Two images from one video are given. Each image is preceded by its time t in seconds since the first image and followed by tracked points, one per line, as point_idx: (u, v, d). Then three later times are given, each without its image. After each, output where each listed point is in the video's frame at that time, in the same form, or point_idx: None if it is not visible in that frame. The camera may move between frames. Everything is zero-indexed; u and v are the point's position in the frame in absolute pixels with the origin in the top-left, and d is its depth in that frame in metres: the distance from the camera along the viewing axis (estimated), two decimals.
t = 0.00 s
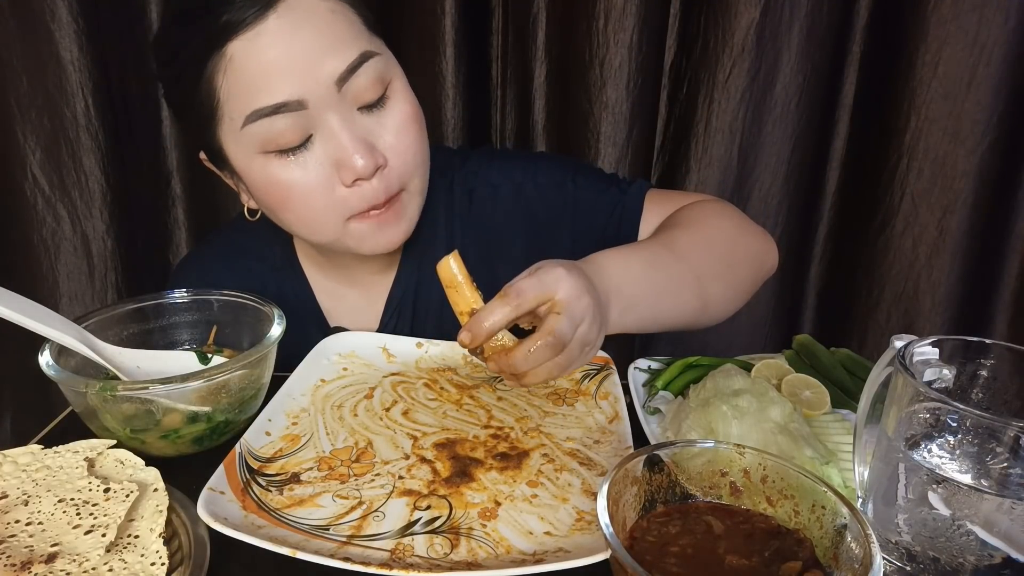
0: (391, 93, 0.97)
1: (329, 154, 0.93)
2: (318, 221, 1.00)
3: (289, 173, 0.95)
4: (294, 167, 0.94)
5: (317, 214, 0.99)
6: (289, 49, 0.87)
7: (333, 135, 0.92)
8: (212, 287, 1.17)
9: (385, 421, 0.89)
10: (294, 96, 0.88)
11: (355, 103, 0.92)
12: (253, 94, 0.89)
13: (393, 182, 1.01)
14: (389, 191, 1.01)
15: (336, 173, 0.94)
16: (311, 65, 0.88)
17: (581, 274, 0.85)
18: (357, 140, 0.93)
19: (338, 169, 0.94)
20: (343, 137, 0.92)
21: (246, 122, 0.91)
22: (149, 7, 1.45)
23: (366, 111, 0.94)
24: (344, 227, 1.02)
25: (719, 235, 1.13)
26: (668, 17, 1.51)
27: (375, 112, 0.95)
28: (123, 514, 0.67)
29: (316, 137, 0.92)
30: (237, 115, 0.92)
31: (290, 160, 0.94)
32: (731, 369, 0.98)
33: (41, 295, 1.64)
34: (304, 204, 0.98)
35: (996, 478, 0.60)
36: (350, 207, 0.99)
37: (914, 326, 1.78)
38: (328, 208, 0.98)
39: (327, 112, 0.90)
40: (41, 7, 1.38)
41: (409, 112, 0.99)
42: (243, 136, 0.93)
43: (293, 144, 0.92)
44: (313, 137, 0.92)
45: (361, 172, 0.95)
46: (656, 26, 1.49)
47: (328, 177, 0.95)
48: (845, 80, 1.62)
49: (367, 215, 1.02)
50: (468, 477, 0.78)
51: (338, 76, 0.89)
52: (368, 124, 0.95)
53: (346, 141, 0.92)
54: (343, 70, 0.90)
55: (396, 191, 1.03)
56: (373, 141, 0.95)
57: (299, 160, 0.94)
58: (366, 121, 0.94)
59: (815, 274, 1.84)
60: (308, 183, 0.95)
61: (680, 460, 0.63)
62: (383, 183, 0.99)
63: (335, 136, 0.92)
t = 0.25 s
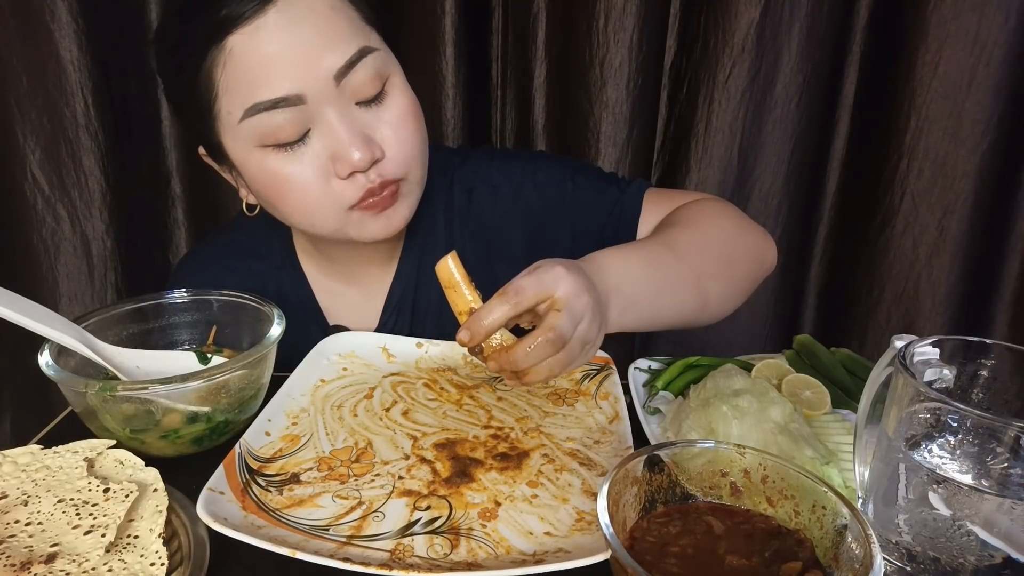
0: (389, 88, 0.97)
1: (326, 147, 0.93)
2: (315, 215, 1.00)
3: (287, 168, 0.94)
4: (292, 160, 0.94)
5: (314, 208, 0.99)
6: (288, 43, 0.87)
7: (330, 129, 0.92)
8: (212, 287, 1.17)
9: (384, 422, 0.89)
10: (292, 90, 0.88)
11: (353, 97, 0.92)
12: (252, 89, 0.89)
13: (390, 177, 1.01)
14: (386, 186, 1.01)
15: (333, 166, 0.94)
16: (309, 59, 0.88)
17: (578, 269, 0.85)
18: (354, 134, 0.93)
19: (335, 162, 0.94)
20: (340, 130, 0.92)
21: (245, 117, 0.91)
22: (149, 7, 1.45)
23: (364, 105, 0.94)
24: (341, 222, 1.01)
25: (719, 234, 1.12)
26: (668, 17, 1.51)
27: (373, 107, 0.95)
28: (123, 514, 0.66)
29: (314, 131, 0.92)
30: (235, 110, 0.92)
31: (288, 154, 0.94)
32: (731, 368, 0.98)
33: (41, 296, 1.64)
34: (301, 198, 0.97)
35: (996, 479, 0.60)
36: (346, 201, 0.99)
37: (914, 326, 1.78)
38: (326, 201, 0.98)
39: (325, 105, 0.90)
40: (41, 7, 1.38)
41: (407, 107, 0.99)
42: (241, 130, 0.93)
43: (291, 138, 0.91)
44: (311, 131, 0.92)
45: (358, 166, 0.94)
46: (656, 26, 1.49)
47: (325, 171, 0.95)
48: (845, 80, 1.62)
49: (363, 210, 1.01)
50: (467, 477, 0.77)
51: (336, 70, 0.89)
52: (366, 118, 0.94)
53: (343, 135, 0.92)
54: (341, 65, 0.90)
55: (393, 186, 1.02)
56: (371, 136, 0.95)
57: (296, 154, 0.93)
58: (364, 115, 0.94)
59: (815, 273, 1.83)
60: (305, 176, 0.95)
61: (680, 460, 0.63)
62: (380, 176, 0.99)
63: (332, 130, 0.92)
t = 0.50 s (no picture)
0: (388, 88, 0.97)
1: (325, 147, 0.93)
2: (313, 214, 1.00)
3: (286, 167, 0.94)
4: (291, 159, 0.94)
5: (313, 207, 0.99)
6: (287, 42, 0.87)
7: (329, 129, 0.92)
8: (212, 287, 1.17)
9: (384, 422, 0.89)
10: (291, 90, 0.88)
11: (352, 97, 0.92)
12: (252, 88, 0.89)
13: (389, 176, 1.01)
14: (384, 185, 1.01)
15: (332, 166, 0.94)
16: (308, 58, 0.88)
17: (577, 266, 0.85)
18: (353, 133, 0.93)
19: (334, 162, 0.94)
20: (339, 130, 0.92)
21: (244, 117, 0.91)
22: (148, 7, 1.45)
23: (363, 105, 0.94)
24: (339, 222, 1.01)
25: (717, 232, 1.12)
26: (668, 17, 1.51)
27: (372, 107, 0.95)
28: (123, 514, 0.66)
29: (313, 131, 0.92)
30: (234, 109, 0.92)
31: (287, 154, 0.94)
32: (731, 369, 0.98)
33: (41, 296, 1.64)
34: (299, 197, 0.97)
35: (996, 479, 0.59)
36: (345, 201, 0.99)
37: (915, 326, 1.78)
38: (324, 200, 0.98)
39: (323, 104, 0.90)
40: (41, 7, 1.38)
41: (406, 106, 0.99)
42: (240, 129, 0.93)
43: (290, 137, 0.92)
44: (310, 131, 0.92)
45: (356, 165, 0.94)
46: (656, 27, 1.49)
47: (323, 170, 0.95)
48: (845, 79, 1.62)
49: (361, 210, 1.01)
50: (467, 477, 0.77)
51: (335, 70, 0.89)
52: (365, 117, 0.94)
53: (342, 134, 0.92)
54: (339, 64, 0.90)
55: (391, 186, 1.02)
56: (370, 136, 0.95)
57: (295, 153, 0.93)
58: (363, 115, 0.94)
59: (815, 273, 1.83)
60: (304, 175, 0.95)
61: (680, 460, 0.63)
62: (378, 175, 0.99)
63: (331, 129, 0.92)
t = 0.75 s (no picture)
0: (388, 89, 0.97)
1: (324, 148, 0.93)
2: (311, 215, 1.00)
3: (286, 168, 0.94)
4: (290, 160, 0.94)
5: (312, 208, 0.99)
6: (287, 42, 0.87)
7: (328, 130, 0.92)
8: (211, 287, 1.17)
9: (384, 422, 0.89)
10: (291, 90, 0.88)
11: (351, 98, 0.92)
12: (251, 87, 0.89)
13: (388, 178, 1.01)
14: (383, 187, 1.01)
15: (331, 167, 0.94)
16: (308, 59, 0.88)
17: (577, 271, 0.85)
18: (352, 134, 0.93)
19: (333, 163, 0.94)
20: (338, 131, 0.92)
21: (244, 117, 0.91)
22: (149, 7, 1.45)
23: (363, 107, 0.94)
24: (337, 224, 1.01)
25: (717, 230, 1.13)
26: (668, 17, 1.51)
27: (371, 108, 0.95)
28: (123, 514, 0.66)
29: (312, 131, 0.92)
30: (234, 109, 0.92)
31: (287, 154, 0.94)
32: (731, 368, 0.98)
33: (41, 296, 1.64)
34: (298, 198, 0.97)
35: (996, 479, 0.59)
36: (343, 202, 0.99)
37: (914, 326, 1.78)
38: (322, 201, 0.98)
39: (323, 105, 0.90)
40: (41, 7, 1.38)
41: (406, 108, 0.99)
42: (239, 129, 0.93)
43: (290, 138, 0.92)
44: (309, 132, 0.92)
45: (355, 167, 0.94)
46: (656, 27, 1.49)
47: (322, 171, 0.94)
48: (845, 80, 1.62)
49: (360, 212, 1.01)
50: (467, 478, 0.77)
51: (335, 71, 0.89)
52: (365, 118, 0.94)
53: (341, 136, 0.92)
54: (339, 65, 0.89)
55: (390, 188, 1.02)
56: (369, 137, 0.95)
57: (294, 154, 0.94)
58: (362, 116, 0.94)
59: (815, 273, 1.83)
60: (302, 176, 0.95)
61: (680, 460, 0.63)
62: (377, 177, 0.99)
63: (330, 130, 0.92)
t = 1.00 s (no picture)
0: (388, 90, 0.97)
1: (324, 149, 0.93)
2: (310, 216, 1.00)
3: (286, 169, 0.95)
4: (289, 161, 0.94)
5: (310, 209, 0.99)
6: (286, 44, 0.87)
7: (328, 131, 0.92)
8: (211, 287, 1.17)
9: (385, 421, 0.89)
10: (291, 92, 0.88)
11: (350, 99, 0.92)
12: (251, 89, 0.89)
13: (387, 180, 1.01)
14: (382, 190, 1.01)
15: (330, 169, 0.95)
16: (307, 60, 0.88)
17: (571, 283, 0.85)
18: (352, 136, 0.93)
19: (332, 165, 0.94)
20: (337, 132, 0.92)
21: (244, 118, 0.91)
22: (149, 7, 1.45)
23: (362, 108, 0.94)
24: (336, 225, 1.02)
25: (718, 231, 1.12)
26: (668, 17, 1.51)
27: (371, 109, 0.95)
28: (123, 514, 0.66)
29: (312, 133, 0.92)
30: (234, 111, 0.92)
31: (286, 155, 0.94)
32: (731, 368, 0.98)
33: (41, 296, 1.64)
34: (297, 199, 0.98)
35: (996, 479, 0.59)
36: (342, 203, 0.99)
37: (914, 326, 1.78)
38: (321, 202, 0.98)
39: (322, 107, 0.90)
40: (41, 7, 1.37)
41: (406, 110, 0.99)
42: (239, 130, 0.93)
43: (289, 139, 0.92)
44: (309, 133, 0.92)
45: (354, 168, 0.95)
46: (656, 27, 1.49)
47: (321, 173, 0.95)
48: (845, 80, 1.62)
49: (359, 215, 1.02)
50: (467, 478, 0.77)
51: (334, 72, 0.89)
52: (364, 120, 0.95)
53: (341, 137, 0.92)
54: (339, 66, 0.89)
55: (389, 191, 1.03)
56: (368, 138, 0.95)
57: (293, 155, 0.94)
58: (361, 117, 0.94)
59: (815, 273, 1.83)
60: (301, 177, 0.95)
61: (680, 460, 0.63)
62: (376, 179, 0.99)
63: (330, 131, 0.92)
